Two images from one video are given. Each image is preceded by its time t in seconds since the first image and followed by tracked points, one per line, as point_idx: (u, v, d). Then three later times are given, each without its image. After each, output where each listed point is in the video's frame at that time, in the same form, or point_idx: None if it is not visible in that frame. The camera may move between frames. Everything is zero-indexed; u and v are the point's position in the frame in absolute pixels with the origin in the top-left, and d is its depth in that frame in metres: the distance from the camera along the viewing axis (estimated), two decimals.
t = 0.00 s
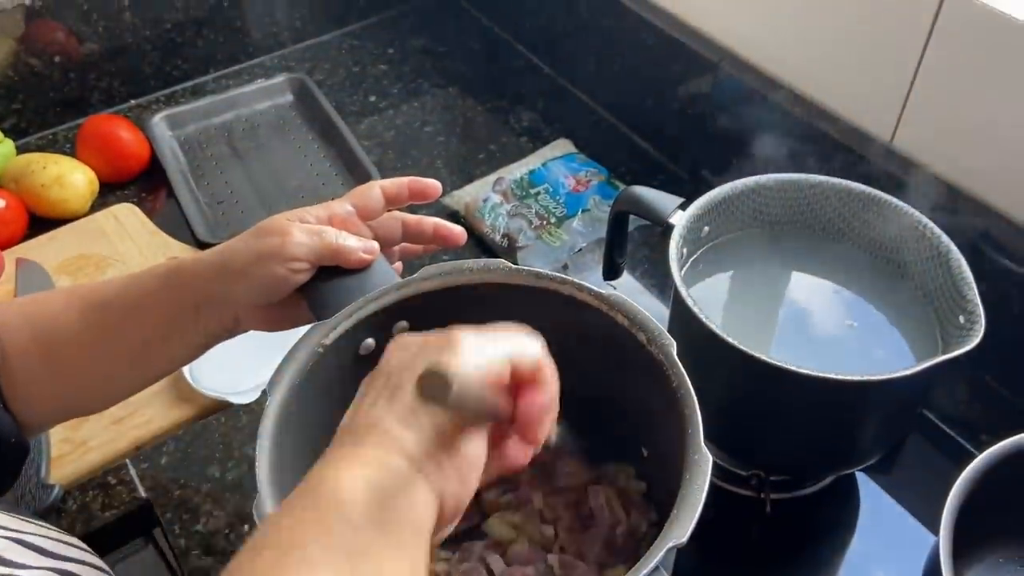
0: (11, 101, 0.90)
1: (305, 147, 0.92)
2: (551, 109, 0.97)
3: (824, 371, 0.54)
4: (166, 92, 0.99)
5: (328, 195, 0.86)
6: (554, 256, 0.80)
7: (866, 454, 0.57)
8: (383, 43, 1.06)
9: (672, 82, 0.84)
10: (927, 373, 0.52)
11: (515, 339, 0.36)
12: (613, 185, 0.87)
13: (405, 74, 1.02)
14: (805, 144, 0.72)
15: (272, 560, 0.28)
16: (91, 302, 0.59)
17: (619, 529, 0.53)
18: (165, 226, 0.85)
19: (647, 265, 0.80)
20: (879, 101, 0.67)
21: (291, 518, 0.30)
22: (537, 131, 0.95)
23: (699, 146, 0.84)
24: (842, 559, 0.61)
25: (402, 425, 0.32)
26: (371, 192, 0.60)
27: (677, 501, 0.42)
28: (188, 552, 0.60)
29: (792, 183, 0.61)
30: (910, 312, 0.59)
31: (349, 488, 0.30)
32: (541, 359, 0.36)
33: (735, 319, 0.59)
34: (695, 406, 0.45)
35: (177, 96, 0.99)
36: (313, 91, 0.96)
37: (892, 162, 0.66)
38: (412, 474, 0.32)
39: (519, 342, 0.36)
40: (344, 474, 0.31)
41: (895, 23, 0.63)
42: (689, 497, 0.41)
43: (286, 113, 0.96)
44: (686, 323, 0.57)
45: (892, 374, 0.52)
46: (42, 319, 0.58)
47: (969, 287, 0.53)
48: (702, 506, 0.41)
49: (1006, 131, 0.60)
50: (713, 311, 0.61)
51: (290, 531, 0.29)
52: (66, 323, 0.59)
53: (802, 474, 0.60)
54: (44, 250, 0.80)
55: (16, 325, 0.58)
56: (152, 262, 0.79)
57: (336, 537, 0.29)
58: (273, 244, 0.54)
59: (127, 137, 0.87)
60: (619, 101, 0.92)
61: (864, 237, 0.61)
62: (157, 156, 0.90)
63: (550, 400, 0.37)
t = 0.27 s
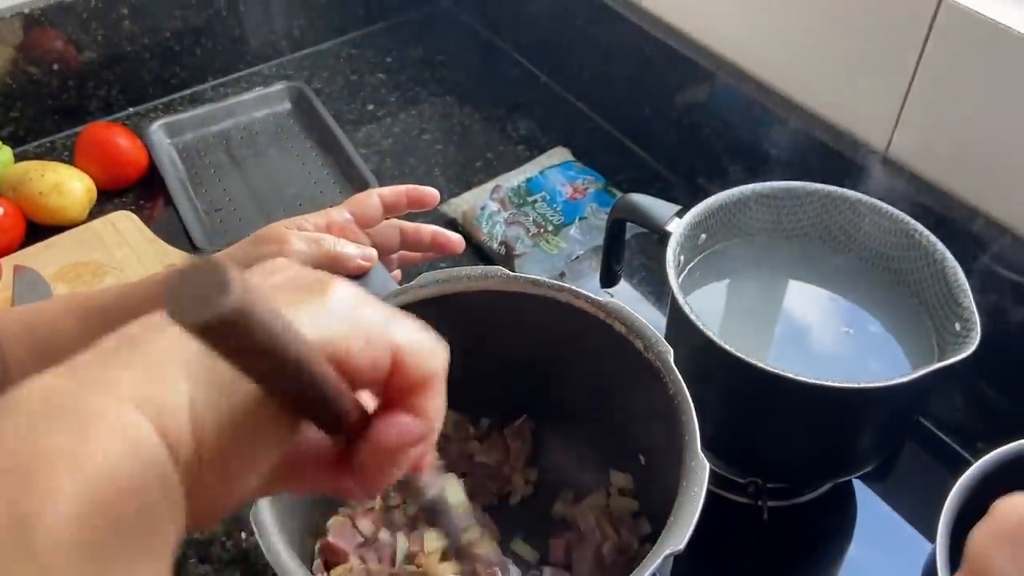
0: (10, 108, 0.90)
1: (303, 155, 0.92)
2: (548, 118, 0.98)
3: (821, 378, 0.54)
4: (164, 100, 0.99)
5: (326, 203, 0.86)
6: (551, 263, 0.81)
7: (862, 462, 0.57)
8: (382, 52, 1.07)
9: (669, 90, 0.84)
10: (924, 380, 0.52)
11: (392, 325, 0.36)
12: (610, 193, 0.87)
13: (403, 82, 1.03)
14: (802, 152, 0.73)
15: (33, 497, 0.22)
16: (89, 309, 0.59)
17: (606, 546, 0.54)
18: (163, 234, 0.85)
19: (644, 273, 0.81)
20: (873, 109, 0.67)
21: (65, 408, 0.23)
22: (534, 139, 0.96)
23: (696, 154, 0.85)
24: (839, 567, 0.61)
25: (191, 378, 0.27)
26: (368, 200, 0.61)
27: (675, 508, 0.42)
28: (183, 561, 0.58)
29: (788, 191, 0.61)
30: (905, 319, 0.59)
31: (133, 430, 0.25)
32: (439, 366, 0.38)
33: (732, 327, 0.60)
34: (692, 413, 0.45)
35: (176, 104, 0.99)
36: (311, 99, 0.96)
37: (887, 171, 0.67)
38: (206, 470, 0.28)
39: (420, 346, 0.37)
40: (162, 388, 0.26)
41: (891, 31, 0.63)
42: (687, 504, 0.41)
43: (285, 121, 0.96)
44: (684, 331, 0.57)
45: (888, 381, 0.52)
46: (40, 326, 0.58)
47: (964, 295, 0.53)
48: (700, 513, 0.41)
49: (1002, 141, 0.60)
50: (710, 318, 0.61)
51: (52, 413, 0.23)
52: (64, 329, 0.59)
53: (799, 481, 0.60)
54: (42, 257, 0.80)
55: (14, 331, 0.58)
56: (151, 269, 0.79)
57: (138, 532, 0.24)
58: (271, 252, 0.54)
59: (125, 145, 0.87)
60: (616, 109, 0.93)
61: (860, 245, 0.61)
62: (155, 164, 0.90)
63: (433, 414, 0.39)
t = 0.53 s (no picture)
0: (9, 115, 0.90)
1: (303, 162, 0.92)
2: (548, 125, 0.98)
3: (821, 384, 0.54)
4: (164, 107, 0.99)
5: (325, 209, 0.87)
6: (551, 270, 0.81)
7: (863, 468, 0.57)
8: (382, 59, 1.07)
9: (669, 97, 0.84)
10: (925, 387, 0.52)
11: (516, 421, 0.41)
12: (609, 199, 0.87)
13: (403, 89, 1.03)
14: (802, 158, 0.73)
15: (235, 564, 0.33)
16: (89, 314, 0.59)
17: (612, 555, 0.53)
18: (163, 240, 0.85)
19: (644, 279, 0.81)
20: (872, 116, 0.67)
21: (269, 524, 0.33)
22: (534, 146, 0.96)
23: (696, 161, 0.85)
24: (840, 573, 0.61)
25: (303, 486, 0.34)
26: (370, 206, 0.61)
27: (676, 515, 0.41)
28: (183, 567, 0.59)
29: (788, 198, 0.61)
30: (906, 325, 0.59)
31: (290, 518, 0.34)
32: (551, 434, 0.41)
33: (733, 333, 0.60)
34: (693, 419, 0.45)
35: (176, 111, 0.99)
36: (311, 105, 0.96)
37: (886, 178, 0.67)
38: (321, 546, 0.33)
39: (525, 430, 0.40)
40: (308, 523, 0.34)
41: (890, 39, 0.63)
42: (688, 510, 0.41)
43: (285, 127, 0.96)
44: (684, 337, 0.57)
45: (889, 387, 0.52)
46: (39, 331, 0.58)
47: (964, 301, 0.53)
48: (701, 519, 0.41)
49: (1003, 148, 0.60)
50: (711, 324, 0.61)
51: (274, 521, 0.33)
52: (63, 335, 0.58)
53: (800, 488, 0.60)
54: (41, 263, 0.80)
55: (13, 336, 0.58)
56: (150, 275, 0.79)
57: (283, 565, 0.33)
58: (272, 257, 0.54)
59: (125, 151, 0.87)
60: (616, 116, 0.93)
61: (860, 251, 0.61)
62: (155, 170, 0.90)
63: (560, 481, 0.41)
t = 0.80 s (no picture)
0: (8, 121, 0.90)
1: (302, 168, 0.92)
2: (546, 131, 0.98)
3: (817, 391, 0.54)
4: (163, 113, 1.00)
5: (323, 215, 0.87)
6: (548, 276, 0.80)
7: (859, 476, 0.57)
8: (380, 66, 1.07)
9: (666, 105, 0.85)
10: (920, 394, 0.52)
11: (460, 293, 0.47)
12: (607, 206, 0.87)
13: (402, 95, 1.03)
14: (799, 166, 0.73)
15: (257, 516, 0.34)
16: (85, 320, 0.59)
17: (607, 561, 0.53)
18: (161, 246, 0.86)
19: (642, 285, 0.81)
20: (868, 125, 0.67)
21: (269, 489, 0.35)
22: (532, 152, 0.96)
23: (693, 168, 0.85)
24: None
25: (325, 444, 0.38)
26: (367, 213, 0.61)
27: (672, 522, 0.41)
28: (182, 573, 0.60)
29: (784, 205, 0.61)
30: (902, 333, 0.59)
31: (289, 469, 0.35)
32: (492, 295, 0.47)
33: (729, 340, 0.60)
34: (689, 427, 0.45)
35: (175, 117, 1.00)
36: (310, 112, 0.97)
37: (882, 186, 0.67)
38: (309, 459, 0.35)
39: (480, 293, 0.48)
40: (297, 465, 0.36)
41: (885, 48, 0.63)
42: (684, 517, 0.41)
43: (283, 134, 0.96)
44: (681, 345, 0.57)
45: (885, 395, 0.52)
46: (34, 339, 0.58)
47: (960, 309, 0.53)
48: (696, 527, 0.41)
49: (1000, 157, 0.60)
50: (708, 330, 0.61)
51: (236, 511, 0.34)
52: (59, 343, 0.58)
53: (797, 494, 0.59)
54: (39, 269, 0.80)
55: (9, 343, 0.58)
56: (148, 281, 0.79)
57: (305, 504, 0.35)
58: (269, 264, 0.54)
59: (124, 158, 0.87)
60: (613, 122, 0.93)
61: (856, 258, 0.61)
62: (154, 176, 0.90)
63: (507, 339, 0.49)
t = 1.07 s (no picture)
0: (9, 123, 0.90)
1: (302, 171, 0.92)
2: (547, 134, 0.98)
3: (818, 394, 0.54)
4: (164, 116, 1.00)
5: (324, 218, 0.87)
6: (549, 279, 0.80)
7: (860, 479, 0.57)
8: (381, 69, 1.07)
9: (667, 108, 0.85)
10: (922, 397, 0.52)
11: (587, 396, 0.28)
12: (607, 209, 0.87)
13: (402, 99, 1.03)
14: (800, 169, 0.73)
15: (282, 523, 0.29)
16: (86, 324, 0.59)
17: None
18: (161, 249, 0.86)
19: (642, 288, 0.81)
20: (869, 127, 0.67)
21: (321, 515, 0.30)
22: (533, 155, 0.96)
23: (693, 170, 0.85)
24: None
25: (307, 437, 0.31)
26: (366, 216, 0.61)
27: (674, 524, 0.41)
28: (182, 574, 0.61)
29: (784, 208, 0.61)
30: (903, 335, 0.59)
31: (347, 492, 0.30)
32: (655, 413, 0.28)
33: (730, 344, 0.60)
34: (691, 429, 0.45)
35: (175, 120, 1.00)
36: (310, 114, 0.97)
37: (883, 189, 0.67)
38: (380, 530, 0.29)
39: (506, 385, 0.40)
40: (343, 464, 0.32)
41: (886, 50, 0.63)
42: (686, 519, 0.41)
43: (284, 136, 0.96)
44: (683, 348, 0.57)
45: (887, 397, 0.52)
46: (34, 341, 0.58)
47: (961, 311, 0.53)
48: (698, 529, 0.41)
49: (1001, 160, 0.60)
50: (708, 333, 0.61)
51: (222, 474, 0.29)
52: (59, 346, 0.59)
53: (797, 497, 0.59)
54: (39, 271, 0.80)
55: (9, 346, 0.58)
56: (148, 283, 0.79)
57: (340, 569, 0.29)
58: (268, 265, 0.54)
59: (125, 160, 0.87)
60: (614, 125, 0.93)
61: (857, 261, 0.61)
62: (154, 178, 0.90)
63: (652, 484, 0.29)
